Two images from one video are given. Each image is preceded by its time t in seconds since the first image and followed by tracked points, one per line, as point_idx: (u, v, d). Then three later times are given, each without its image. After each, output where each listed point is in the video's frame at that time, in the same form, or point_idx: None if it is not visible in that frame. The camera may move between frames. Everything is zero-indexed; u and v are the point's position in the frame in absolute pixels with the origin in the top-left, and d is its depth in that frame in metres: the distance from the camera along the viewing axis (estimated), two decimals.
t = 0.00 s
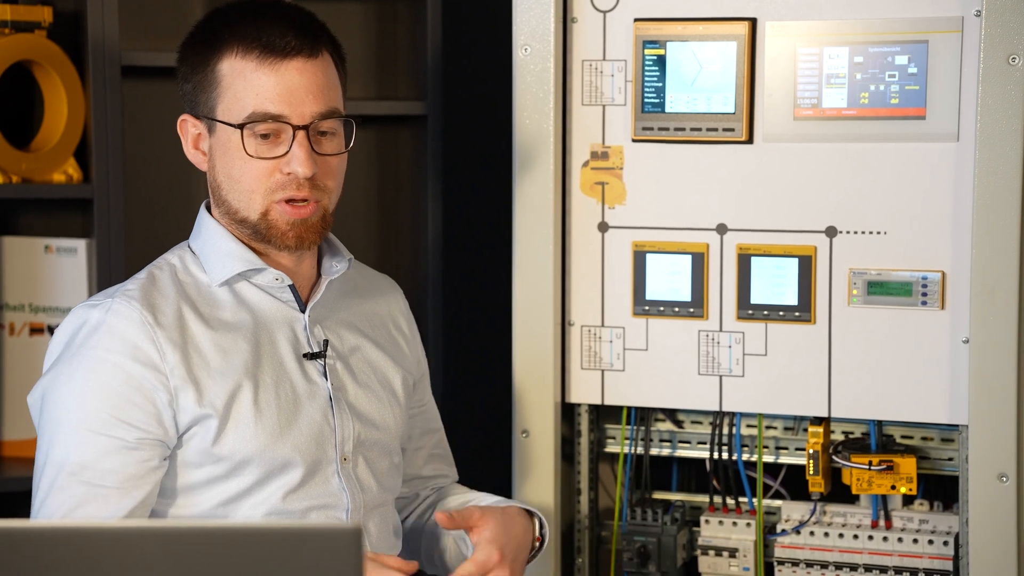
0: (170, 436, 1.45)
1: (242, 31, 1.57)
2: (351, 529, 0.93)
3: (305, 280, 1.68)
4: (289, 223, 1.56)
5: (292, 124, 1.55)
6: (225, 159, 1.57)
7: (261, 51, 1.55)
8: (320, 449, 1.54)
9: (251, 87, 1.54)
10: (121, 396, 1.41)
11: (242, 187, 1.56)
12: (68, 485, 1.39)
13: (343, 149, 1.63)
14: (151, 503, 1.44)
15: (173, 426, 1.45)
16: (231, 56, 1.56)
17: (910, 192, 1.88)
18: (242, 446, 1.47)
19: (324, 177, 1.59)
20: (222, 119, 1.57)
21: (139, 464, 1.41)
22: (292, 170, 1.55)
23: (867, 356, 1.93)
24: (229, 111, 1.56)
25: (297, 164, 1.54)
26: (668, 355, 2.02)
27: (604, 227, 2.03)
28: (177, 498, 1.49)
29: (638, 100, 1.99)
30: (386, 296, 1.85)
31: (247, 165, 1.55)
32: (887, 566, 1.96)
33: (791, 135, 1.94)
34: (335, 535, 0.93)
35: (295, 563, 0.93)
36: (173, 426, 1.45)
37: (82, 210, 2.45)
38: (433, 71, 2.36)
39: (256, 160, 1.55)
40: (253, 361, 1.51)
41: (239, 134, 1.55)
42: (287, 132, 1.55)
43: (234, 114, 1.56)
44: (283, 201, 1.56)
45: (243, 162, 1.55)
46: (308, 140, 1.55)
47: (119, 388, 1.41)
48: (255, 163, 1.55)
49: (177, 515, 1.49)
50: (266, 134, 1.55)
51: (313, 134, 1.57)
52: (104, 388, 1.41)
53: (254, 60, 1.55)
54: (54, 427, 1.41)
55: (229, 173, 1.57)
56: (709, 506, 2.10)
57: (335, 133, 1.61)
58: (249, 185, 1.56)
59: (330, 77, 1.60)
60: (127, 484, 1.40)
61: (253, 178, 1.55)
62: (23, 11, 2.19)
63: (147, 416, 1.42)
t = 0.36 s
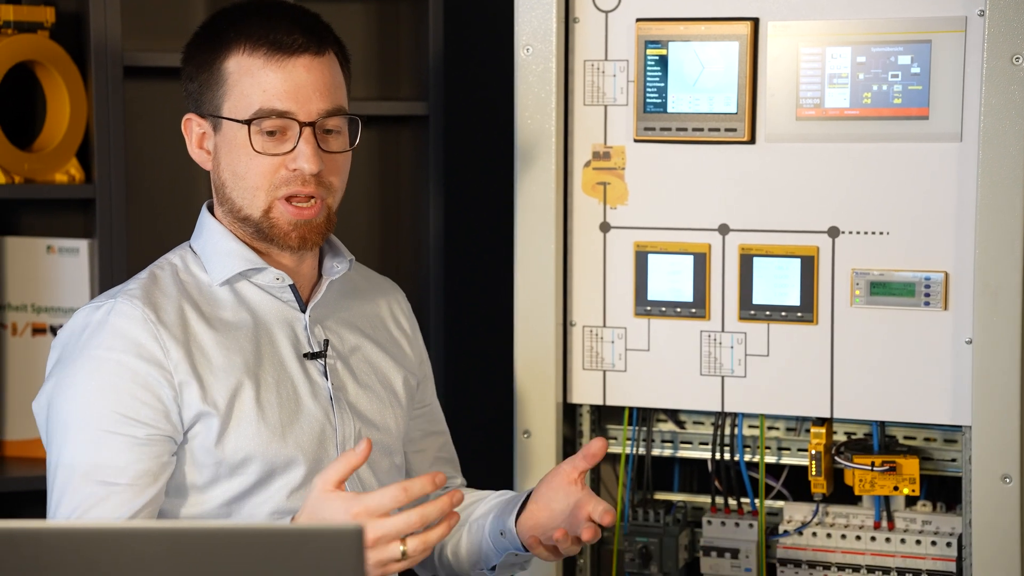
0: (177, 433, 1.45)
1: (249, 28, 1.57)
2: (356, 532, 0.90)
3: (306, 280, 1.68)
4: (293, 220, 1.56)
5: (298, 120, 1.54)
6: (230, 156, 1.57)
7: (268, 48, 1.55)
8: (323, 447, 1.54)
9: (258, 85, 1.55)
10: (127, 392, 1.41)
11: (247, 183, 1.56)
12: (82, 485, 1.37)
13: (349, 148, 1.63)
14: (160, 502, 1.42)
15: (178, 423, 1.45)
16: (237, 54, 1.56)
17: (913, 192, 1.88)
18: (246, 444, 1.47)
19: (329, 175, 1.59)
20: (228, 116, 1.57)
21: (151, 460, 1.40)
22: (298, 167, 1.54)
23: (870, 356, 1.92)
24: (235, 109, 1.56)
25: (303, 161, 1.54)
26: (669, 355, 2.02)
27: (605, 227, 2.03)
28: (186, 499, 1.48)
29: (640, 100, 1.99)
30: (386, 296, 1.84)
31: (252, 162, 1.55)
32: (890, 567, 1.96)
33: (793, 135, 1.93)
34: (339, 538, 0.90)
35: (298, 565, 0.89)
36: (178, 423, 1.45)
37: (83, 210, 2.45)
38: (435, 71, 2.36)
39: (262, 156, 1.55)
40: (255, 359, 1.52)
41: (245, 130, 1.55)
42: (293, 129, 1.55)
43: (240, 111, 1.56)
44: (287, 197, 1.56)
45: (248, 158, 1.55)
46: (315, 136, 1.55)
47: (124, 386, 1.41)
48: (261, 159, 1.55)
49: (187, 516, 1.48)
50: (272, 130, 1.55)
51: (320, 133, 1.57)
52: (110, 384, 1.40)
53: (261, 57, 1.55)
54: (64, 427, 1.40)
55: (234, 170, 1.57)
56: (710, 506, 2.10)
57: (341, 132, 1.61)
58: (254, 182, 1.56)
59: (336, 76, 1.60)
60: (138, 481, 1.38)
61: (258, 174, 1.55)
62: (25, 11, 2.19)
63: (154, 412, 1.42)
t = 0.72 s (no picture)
0: (187, 439, 1.46)
1: (256, 33, 1.57)
2: (359, 534, 0.90)
3: (314, 283, 1.68)
4: (303, 223, 1.57)
5: (307, 124, 1.55)
6: (239, 161, 1.57)
7: (276, 52, 1.55)
8: (331, 452, 1.54)
9: (266, 89, 1.55)
10: (139, 399, 1.42)
11: (256, 188, 1.56)
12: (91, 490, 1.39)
13: (357, 149, 1.64)
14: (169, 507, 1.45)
15: (189, 429, 1.46)
16: (243, 58, 1.57)
17: (919, 194, 1.88)
18: (255, 449, 1.48)
19: (338, 177, 1.60)
20: (236, 121, 1.57)
21: (161, 467, 1.43)
22: (308, 170, 1.55)
23: (876, 358, 1.92)
24: (244, 113, 1.56)
25: (312, 164, 1.55)
26: (675, 357, 2.02)
27: (611, 229, 2.03)
28: (192, 503, 1.49)
29: (645, 101, 1.99)
30: (393, 296, 1.85)
31: (261, 166, 1.56)
32: (896, 569, 1.96)
33: (799, 136, 1.93)
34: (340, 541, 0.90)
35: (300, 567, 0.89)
36: (189, 429, 1.46)
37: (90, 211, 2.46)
38: (441, 72, 2.36)
39: (271, 160, 1.55)
40: (264, 365, 1.52)
41: (255, 135, 1.55)
42: (302, 132, 1.56)
43: (249, 115, 1.56)
44: (296, 201, 1.56)
45: (258, 163, 1.56)
46: (324, 140, 1.56)
47: (136, 392, 1.42)
48: (270, 163, 1.55)
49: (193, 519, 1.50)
50: (281, 135, 1.55)
51: (328, 136, 1.57)
52: (122, 391, 1.41)
53: (269, 61, 1.55)
54: (74, 431, 1.41)
55: (242, 174, 1.57)
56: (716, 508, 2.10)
57: (348, 134, 1.62)
58: (263, 186, 1.56)
59: (343, 78, 1.60)
60: (150, 487, 1.41)
61: (267, 179, 1.56)
62: (33, 15, 2.20)
63: (165, 419, 1.43)
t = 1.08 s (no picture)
0: (183, 446, 1.47)
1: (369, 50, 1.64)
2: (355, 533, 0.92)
3: (308, 283, 1.70)
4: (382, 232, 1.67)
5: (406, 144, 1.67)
6: (344, 169, 1.60)
7: (391, 73, 1.65)
8: (327, 455, 1.55)
9: (384, 106, 1.63)
10: (134, 409, 1.43)
11: (359, 198, 1.61)
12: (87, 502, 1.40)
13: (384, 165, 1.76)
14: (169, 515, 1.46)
15: (186, 436, 1.47)
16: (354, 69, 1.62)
17: (917, 194, 1.88)
18: (250, 455, 1.48)
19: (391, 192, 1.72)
20: (350, 130, 1.60)
21: (158, 476, 1.44)
22: (400, 187, 1.66)
23: (875, 357, 1.92)
24: (356, 123, 1.61)
25: (407, 181, 1.67)
26: (675, 357, 2.02)
27: (610, 229, 2.03)
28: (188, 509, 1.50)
29: (645, 102, 1.99)
30: (379, 293, 1.84)
31: (371, 178, 1.61)
32: (895, 568, 1.97)
33: (798, 136, 1.93)
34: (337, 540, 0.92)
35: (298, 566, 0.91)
36: (185, 437, 1.47)
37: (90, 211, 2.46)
38: (441, 72, 2.36)
39: (380, 174, 1.62)
40: (259, 369, 1.52)
41: (370, 148, 1.61)
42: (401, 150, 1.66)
43: (366, 128, 1.61)
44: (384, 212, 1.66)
45: (367, 174, 1.61)
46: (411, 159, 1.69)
47: (131, 402, 1.42)
48: (378, 177, 1.62)
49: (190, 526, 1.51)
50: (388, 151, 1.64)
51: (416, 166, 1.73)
52: (116, 401, 1.42)
53: (385, 80, 1.64)
54: (69, 443, 1.42)
55: (342, 181, 1.60)
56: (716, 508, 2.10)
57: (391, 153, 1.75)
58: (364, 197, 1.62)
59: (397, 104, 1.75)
60: (150, 496, 1.42)
61: (373, 191, 1.62)
62: (33, 15, 2.20)
63: (161, 428, 1.44)
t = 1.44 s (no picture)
0: (183, 446, 1.52)
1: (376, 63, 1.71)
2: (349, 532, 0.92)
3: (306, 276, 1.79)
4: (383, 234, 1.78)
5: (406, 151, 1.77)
6: (353, 179, 1.69)
7: (394, 83, 1.73)
8: (325, 452, 1.63)
9: (390, 116, 1.72)
10: (135, 411, 1.48)
11: (367, 205, 1.71)
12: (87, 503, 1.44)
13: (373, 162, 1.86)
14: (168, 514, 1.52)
15: (184, 437, 1.52)
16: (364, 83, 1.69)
17: (913, 194, 1.88)
18: (251, 454, 1.55)
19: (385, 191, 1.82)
20: (360, 141, 1.69)
21: (156, 476, 1.48)
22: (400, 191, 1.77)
23: (871, 357, 1.92)
24: (369, 133, 1.69)
25: (406, 186, 1.77)
26: (671, 356, 2.02)
27: (606, 229, 2.03)
28: (189, 506, 1.57)
29: (641, 101, 1.99)
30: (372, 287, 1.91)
31: (377, 186, 1.71)
32: (890, 568, 1.96)
33: (794, 136, 1.93)
34: (332, 539, 0.93)
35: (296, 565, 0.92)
36: (184, 436, 1.52)
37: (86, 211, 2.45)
38: (438, 71, 2.36)
39: (385, 182, 1.73)
40: (260, 368, 1.58)
41: (377, 158, 1.71)
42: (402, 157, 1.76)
43: (374, 138, 1.70)
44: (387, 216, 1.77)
45: (375, 183, 1.71)
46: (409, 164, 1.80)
47: (133, 404, 1.47)
48: (384, 185, 1.72)
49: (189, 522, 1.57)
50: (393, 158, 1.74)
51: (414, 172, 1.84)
52: (118, 403, 1.47)
53: (390, 90, 1.73)
54: (68, 444, 1.46)
55: (354, 192, 1.69)
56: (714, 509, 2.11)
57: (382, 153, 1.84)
58: (372, 204, 1.71)
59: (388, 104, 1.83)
60: (148, 497, 1.47)
61: (378, 199, 1.72)
62: (28, 13, 2.20)
63: (160, 429, 1.49)
